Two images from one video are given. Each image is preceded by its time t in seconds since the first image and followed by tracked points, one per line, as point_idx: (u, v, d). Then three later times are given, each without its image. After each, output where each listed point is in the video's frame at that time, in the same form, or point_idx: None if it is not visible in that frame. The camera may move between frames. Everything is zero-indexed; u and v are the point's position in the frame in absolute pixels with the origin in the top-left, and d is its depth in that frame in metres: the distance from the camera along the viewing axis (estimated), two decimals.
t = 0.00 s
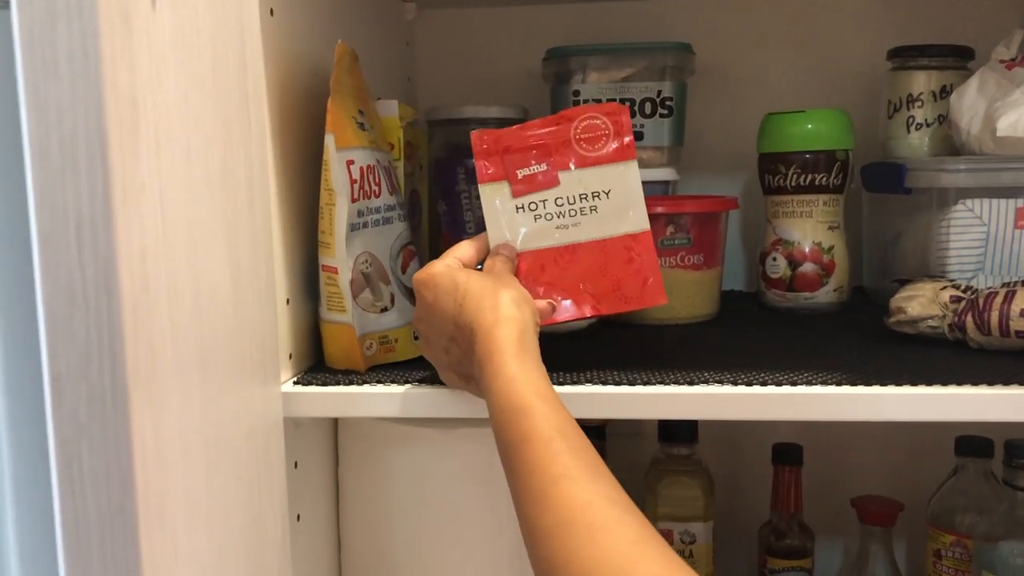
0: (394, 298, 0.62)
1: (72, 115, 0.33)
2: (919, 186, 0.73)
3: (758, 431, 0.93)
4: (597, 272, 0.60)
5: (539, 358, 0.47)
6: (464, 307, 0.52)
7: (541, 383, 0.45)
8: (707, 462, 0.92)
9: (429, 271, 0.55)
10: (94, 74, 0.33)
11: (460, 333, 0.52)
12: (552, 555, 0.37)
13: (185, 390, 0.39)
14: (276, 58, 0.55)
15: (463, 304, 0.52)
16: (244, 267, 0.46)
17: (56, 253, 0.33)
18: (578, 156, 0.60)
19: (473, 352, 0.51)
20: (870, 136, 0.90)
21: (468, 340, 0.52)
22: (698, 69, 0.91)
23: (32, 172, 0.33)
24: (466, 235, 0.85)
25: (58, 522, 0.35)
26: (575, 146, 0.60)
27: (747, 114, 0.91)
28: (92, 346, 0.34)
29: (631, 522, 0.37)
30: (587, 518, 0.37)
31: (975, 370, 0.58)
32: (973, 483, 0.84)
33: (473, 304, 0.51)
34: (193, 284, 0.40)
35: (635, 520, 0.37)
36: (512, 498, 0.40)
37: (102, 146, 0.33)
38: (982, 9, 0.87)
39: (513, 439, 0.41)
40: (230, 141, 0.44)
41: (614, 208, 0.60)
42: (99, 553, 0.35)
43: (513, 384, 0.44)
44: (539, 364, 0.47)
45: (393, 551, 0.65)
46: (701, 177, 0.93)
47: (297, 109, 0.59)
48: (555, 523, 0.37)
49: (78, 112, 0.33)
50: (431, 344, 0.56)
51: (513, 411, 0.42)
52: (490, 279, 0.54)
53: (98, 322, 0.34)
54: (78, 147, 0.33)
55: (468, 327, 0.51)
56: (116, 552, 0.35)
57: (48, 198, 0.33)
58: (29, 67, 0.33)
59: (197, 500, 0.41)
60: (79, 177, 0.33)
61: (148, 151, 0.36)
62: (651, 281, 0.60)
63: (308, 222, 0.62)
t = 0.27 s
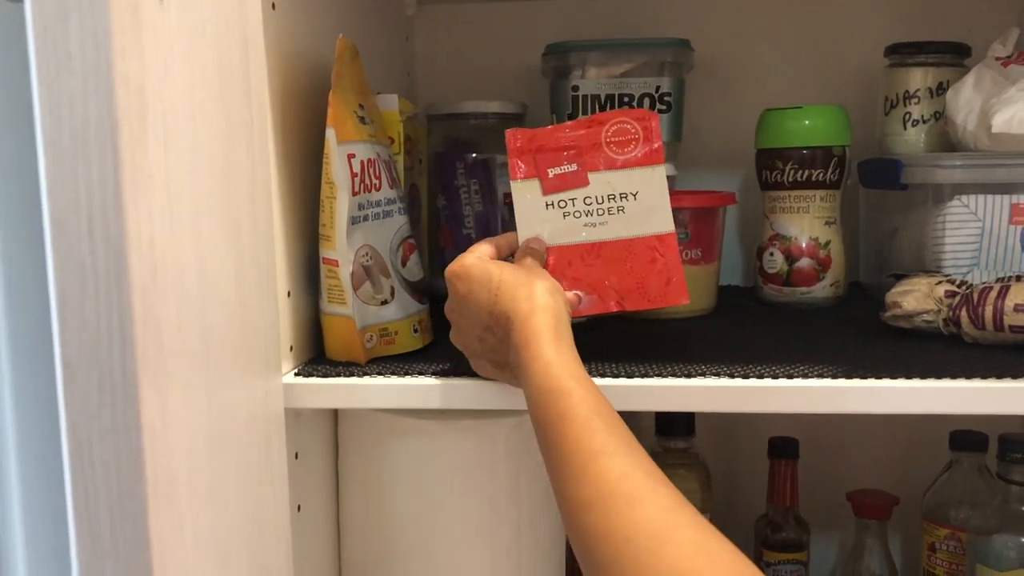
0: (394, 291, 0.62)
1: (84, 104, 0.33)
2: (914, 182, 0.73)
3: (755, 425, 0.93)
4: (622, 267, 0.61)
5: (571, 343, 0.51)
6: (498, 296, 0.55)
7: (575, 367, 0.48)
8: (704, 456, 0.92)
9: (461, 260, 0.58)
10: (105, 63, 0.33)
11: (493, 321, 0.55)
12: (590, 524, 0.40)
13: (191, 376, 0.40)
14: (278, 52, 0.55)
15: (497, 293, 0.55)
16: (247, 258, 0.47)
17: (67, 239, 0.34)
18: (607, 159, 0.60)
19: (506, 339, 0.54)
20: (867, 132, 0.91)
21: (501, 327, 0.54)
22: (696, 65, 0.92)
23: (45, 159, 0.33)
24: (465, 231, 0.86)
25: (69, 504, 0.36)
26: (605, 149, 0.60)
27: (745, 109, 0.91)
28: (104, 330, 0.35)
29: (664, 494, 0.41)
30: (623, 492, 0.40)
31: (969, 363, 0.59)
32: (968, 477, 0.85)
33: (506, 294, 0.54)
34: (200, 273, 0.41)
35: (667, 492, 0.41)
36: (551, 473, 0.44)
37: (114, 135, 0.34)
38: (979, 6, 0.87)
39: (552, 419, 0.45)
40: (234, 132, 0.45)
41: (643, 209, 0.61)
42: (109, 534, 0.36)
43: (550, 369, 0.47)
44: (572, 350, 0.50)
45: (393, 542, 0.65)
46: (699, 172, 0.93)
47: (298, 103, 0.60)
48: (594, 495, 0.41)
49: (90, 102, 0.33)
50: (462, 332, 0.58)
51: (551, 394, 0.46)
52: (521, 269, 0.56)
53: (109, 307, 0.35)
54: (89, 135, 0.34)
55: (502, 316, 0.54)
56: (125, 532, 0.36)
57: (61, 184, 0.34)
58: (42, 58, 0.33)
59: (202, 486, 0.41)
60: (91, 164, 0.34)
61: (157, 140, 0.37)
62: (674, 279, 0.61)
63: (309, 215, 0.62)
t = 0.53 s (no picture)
0: (392, 284, 0.63)
1: (93, 96, 0.35)
2: (905, 177, 0.74)
3: (748, 417, 0.94)
4: (618, 262, 0.62)
5: (572, 333, 0.52)
6: (501, 287, 0.56)
7: (575, 355, 0.50)
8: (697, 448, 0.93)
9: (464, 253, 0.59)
10: (114, 56, 0.35)
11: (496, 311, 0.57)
12: (589, 502, 0.42)
13: (200, 364, 0.41)
14: (277, 47, 0.56)
15: (500, 284, 0.56)
16: (250, 251, 0.48)
17: (79, 227, 0.35)
18: (604, 156, 0.61)
19: (509, 329, 0.55)
20: (859, 127, 0.92)
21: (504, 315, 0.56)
22: (690, 61, 0.92)
23: (57, 151, 0.35)
24: (460, 226, 0.87)
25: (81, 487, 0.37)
26: (603, 147, 0.61)
27: (738, 105, 0.92)
28: (114, 316, 0.36)
29: (661, 473, 0.42)
30: (621, 471, 0.42)
31: (958, 355, 0.60)
32: (957, 469, 0.86)
33: (509, 285, 0.56)
34: (207, 264, 0.42)
35: (663, 472, 0.42)
36: (552, 455, 0.45)
37: (123, 126, 0.35)
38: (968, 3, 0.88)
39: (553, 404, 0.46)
40: (238, 129, 0.46)
41: (639, 207, 0.62)
42: (120, 516, 0.37)
43: (552, 357, 0.49)
44: (573, 339, 0.52)
45: (390, 532, 0.66)
46: (693, 167, 0.94)
47: (296, 98, 0.60)
48: (593, 474, 0.42)
49: (101, 95, 0.35)
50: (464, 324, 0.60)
51: (553, 379, 0.48)
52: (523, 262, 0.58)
53: (119, 293, 0.36)
54: (100, 127, 0.35)
55: (505, 306, 0.56)
56: (136, 512, 0.37)
57: (73, 175, 0.35)
58: (54, 52, 0.34)
59: (209, 473, 0.42)
60: (101, 154, 0.35)
61: (165, 132, 0.38)
62: (670, 275, 0.62)
63: (307, 209, 0.63)
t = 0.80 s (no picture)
0: (390, 278, 0.63)
1: (105, 89, 0.35)
2: (898, 171, 0.75)
3: (741, 410, 0.95)
4: (613, 262, 0.63)
5: (569, 327, 0.53)
6: (499, 281, 0.57)
7: (572, 348, 0.50)
8: (691, 441, 0.94)
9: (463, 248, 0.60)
10: (127, 49, 0.35)
11: (494, 306, 0.57)
12: (585, 494, 0.42)
13: (206, 354, 0.42)
14: (276, 41, 0.56)
15: (498, 279, 0.57)
16: (252, 244, 0.48)
17: (89, 218, 0.36)
18: (601, 157, 0.62)
19: (506, 323, 0.56)
20: (851, 122, 0.92)
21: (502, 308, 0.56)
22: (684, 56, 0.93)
23: (69, 143, 0.35)
24: (456, 220, 0.87)
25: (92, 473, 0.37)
26: (601, 148, 0.62)
27: (731, 100, 0.93)
28: (126, 306, 0.36)
29: (656, 466, 0.42)
30: (617, 464, 0.42)
31: (950, 347, 0.61)
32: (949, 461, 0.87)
33: (507, 279, 0.56)
34: (214, 256, 0.42)
35: (657, 464, 0.42)
36: (548, 448, 0.46)
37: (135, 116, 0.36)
38: None
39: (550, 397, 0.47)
40: (240, 123, 0.46)
41: (634, 207, 0.62)
42: (130, 504, 0.38)
43: (548, 351, 0.50)
44: (570, 334, 0.52)
45: (388, 524, 0.67)
46: (687, 162, 0.95)
47: (294, 92, 0.61)
48: (589, 467, 0.42)
49: (113, 85, 0.35)
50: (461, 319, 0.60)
51: (549, 372, 0.48)
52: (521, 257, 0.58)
53: (130, 284, 0.36)
54: (112, 116, 0.35)
55: (502, 301, 0.56)
56: (146, 499, 0.38)
57: (83, 167, 0.35)
58: (67, 43, 0.35)
59: (215, 463, 0.43)
60: (113, 146, 0.35)
61: (175, 124, 0.38)
62: (663, 275, 0.63)
63: (305, 202, 0.63)
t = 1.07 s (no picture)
0: (382, 269, 0.62)
1: (92, 66, 0.34)
2: (895, 161, 0.75)
3: (735, 403, 0.94)
4: (576, 227, 0.63)
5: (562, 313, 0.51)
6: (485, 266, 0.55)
7: (565, 336, 0.49)
8: (685, 434, 0.93)
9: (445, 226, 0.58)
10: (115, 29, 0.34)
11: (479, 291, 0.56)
12: (578, 487, 0.41)
13: (195, 342, 0.41)
14: (266, 25, 0.55)
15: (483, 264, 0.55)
16: (242, 233, 0.47)
17: (76, 202, 0.35)
18: (549, 124, 0.60)
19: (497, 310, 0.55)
20: (846, 113, 0.92)
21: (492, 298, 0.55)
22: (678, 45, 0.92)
23: (55, 122, 0.34)
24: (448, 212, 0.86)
25: (78, 462, 0.36)
26: (548, 115, 0.60)
27: (726, 90, 0.92)
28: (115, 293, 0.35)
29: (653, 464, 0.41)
30: (613, 458, 0.41)
31: (948, 338, 0.60)
32: (943, 454, 0.87)
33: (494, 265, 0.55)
34: (204, 244, 0.41)
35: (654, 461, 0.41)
36: (540, 436, 0.45)
37: (123, 93, 0.35)
38: None
39: (543, 385, 0.46)
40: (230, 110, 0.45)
41: (588, 171, 0.62)
42: (119, 499, 0.37)
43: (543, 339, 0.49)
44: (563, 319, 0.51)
45: (380, 518, 0.66)
46: (680, 152, 0.94)
47: (285, 78, 0.59)
48: (584, 460, 0.42)
49: (100, 61, 0.34)
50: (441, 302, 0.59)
51: (541, 361, 0.47)
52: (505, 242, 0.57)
53: (118, 271, 0.35)
54: (99, 93, 0.34)
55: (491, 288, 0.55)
56: (135, 489, 0.37)
57: (69, 149, 0.34)
58: (51, 18, 0.34)
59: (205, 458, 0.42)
60: (99, 128, 0.34)
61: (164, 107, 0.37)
62: (628, 232, 0.64)
63: (295, 191, 0.62)
